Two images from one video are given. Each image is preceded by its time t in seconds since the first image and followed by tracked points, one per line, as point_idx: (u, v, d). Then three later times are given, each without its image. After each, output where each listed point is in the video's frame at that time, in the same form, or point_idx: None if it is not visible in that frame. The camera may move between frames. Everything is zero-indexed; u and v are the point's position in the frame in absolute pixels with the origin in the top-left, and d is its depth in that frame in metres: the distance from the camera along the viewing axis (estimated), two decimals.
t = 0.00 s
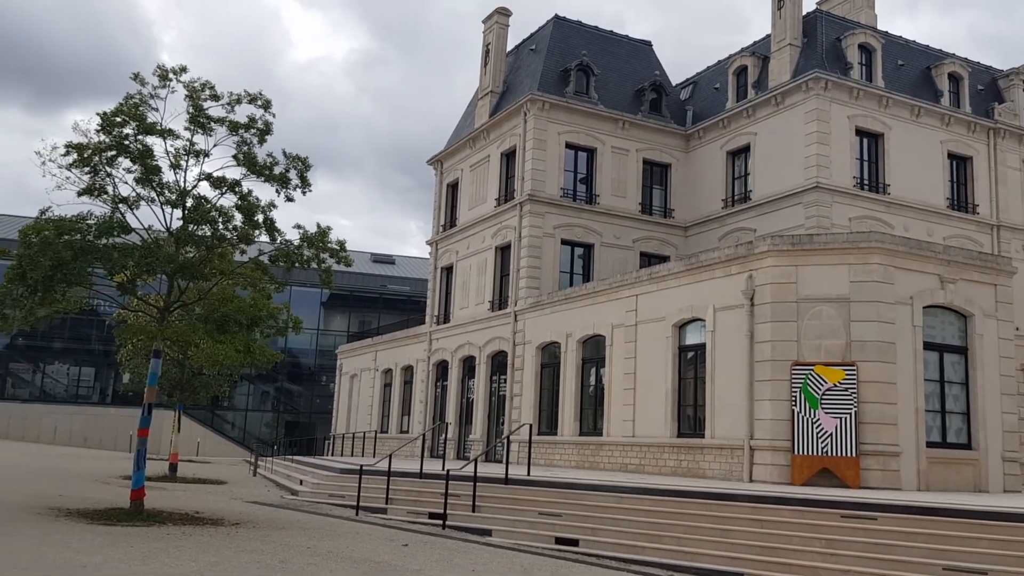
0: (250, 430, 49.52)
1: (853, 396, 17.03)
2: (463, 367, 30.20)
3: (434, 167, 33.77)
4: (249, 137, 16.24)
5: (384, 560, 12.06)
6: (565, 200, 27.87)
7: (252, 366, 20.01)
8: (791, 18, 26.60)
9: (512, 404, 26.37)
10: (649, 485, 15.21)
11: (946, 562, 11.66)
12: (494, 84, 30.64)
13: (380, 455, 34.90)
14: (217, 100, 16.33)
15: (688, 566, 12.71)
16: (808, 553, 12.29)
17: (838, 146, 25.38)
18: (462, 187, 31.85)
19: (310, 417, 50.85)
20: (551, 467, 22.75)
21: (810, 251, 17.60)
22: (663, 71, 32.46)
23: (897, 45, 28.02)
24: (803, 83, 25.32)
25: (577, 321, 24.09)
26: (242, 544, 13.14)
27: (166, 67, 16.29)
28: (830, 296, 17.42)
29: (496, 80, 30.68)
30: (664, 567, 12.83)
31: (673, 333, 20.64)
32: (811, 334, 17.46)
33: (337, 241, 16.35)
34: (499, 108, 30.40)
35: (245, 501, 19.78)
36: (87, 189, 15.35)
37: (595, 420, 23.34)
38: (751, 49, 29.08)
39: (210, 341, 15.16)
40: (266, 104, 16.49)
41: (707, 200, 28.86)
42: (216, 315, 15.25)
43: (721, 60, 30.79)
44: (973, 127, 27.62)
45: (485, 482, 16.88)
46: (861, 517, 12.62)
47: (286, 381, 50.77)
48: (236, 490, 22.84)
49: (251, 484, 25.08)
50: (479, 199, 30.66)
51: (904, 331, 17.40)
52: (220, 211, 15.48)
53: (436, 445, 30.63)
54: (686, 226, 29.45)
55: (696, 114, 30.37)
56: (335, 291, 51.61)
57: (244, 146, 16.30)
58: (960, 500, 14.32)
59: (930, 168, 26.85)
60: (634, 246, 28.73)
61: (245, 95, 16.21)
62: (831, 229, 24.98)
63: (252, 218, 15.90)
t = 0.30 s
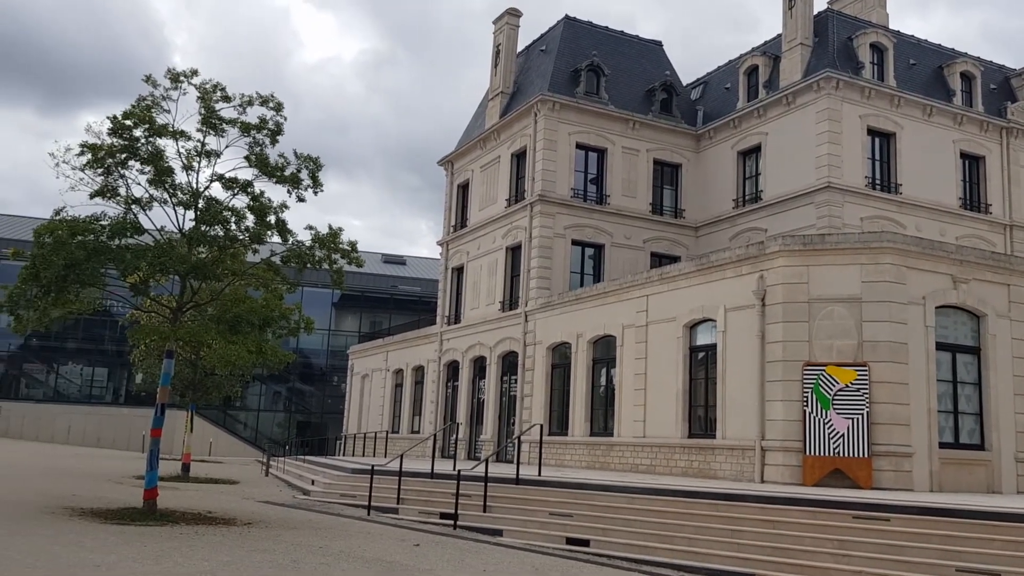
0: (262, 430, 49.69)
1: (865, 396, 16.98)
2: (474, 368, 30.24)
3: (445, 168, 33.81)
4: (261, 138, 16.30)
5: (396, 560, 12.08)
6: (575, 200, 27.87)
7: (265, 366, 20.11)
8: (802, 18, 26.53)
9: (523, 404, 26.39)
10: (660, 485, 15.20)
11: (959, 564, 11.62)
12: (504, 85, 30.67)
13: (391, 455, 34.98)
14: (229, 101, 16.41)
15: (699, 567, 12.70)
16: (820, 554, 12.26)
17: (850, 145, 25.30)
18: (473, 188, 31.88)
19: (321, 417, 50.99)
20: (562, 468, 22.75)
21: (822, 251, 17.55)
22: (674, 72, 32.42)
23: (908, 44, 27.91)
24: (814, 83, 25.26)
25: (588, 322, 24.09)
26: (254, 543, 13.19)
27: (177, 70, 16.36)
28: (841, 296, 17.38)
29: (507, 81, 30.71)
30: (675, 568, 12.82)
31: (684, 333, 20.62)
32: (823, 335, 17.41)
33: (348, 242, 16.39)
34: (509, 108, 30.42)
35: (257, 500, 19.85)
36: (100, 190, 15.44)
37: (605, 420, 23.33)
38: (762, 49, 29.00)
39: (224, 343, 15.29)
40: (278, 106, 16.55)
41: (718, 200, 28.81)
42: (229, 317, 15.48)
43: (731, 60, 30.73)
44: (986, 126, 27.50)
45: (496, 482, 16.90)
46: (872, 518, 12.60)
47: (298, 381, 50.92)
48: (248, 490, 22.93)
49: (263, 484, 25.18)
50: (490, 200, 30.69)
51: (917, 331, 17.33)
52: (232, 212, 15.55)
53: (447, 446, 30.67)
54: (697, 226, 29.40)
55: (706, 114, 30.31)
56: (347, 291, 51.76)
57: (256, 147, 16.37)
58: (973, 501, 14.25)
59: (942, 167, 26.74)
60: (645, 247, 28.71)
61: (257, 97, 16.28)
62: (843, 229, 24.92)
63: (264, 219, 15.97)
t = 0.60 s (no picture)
0: (269, 430, 49.78)
1: (872, 396, 16.96)
2: (481, 368, 30.25)
3: (451, 168, 33.84)
4: (268, 138, 16.34)
5: (404, 560, 12.10)
6: (582, 201, 27.87)
7: (273, 366, 20.16)
8: (808, 17, 26.49)
9: (530, 404, 26.40)
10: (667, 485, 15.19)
11: (967, 564, 11.60)
12: (510, 85, 30.69)
13: (398, 455, 35.03)
14: (236, 102, 16.45)
15: (706, 567, 12.69)
16: (828, 554, 12.26)
17: (857, 145, 25.25)
18: (479, 188, 31.90)
19: (329, 417, 51.07)
20: (568, 468, 22.76)
21: (829, 251, 17.53)
22: (680, 71, 32.40)
23: (916, 43, 27.84)
24: (821, 82, 25.21)
25: (595, 322, 24.08)
26: (262, 543, 13.23)
27: (183, 71, 16.40)
28: (849, 296, 17.35)
29: (513, 81, 30.72)
30: (682, 568, 12.82)
31: (690, 333, 20.60)
32: (830, 335, 17.39)
33: (355, 243, 16.42)
34: (516, 109, 30.43)
35: (265, 500, 19.91)
36: (108, 192, 15.50)
37: (612, 421, 23.32)
38: (768, 48, 28.95)
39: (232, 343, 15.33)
40: (284, 105, 16.59)
41: (725, 200, 28.79)
42: (236, 317, 15.53)
43: (738, 59, 30.70)
44: (993, 125, 27.43)
45: (503, 482, 16.92)
46: (880, 519, 12.58)
47: (305, 381, 50.99)
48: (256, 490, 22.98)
49: (271, 484, 25.22)
50: (497, 200, 30.70)
51: (924, 330, 17.30)
52: (240, 212, 15.59)
53: (454, 445, 30.70)
54: (704, 226, 29.38)
55: (713, 114, 30.29)
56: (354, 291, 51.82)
57: (263, 147, 16.41)
58: (981, 501, 14.22)
59: (950, 167, 26.67)
60: (651, 247, 28.70)
61: (263, 97, 16.33)
62: (850, 228, 24.88)
63: (271, 219, 16.01)
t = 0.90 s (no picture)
0: (278, 430, 49.90)
1: (882, 396, 16.92)
2: (489, 368, 30.27)
3: (460, 169, 33.86)
4: (277, 139, 16.40)
5: (413, 560, 12.12)
6: (590, 201, 27.87)
7: (282, 366, 20.23)
8: (817, 16, 26.44)
9: (538, 404, 26.41)
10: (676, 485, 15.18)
11: (978, 565, 11.57)
12: (519, 86, 30.71)
13: (407, 455, 35.08)
14: (245, 103, 16.51)
15: (715, 567, 12.69)
16: (837, 555, 12.24)
17: (866, 144, 25.18)
18: (488, 189, 31.92)
19: (338, 417, 51.17)
20: (577, 468, 22.77)
21: (838, 251, 17.50)
22: (688, 71, 32.36)
23: (925, 43, 27.75)
24: (830, 82, 25.16)
25: (603, 322, 24.08)
26: (272, 543, 13.27)
27: (191, 72, 16.45)
28: (858, 296, 17.32)
29: (521, 82, 30.74)
30: (691, 569, 12.82)
31: (699, 334, 20.58)
32: (839, 335, 17.35)
33: (364, 243, 16.45)
34: (524, 109, 30.45)
35: (275, 500, 19.97)
36: (119, 193, 15.57)
37: (621, 421, 23.31)
38: (777, 48, 28.89)
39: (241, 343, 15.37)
40: (293, 105, 16.64)
41: (733, 200, 28.75)
42: (246, 317, 15.59)
43: (746, 59, 30.66)
44: (1004, 125, 27.33)
45: (512, 482, 16.94)
46: (889, 520, 12.56)
47: (314, 382, 51.10)
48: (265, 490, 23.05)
49: (280, 484, 25.29)
50: (505, 200, 30.73)
51: (934, 331, 17.24)
52: (249, 213, 15.64)
53: (463, 445, 30.72)
54: (712, 226, 29.35)
55: (721, 114, 30.25)
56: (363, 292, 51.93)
57: (272, 148, 16.46)
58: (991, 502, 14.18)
59: (959, 166, 26.58)
60: (660, 247, 28.67)
61: (272, 97, 16.38)
62: (859, 228, 24.83)
63: (281, 220, 16.06)
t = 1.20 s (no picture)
0: (291, 430, 50.05)
1: (895, 397, 16.87)
2: (501, 368, 30.29)
3: (470, 170, 33.91)
4: (289, 141, 16.46)
5: (425, 560, 12.16)
6: (601, 201, 27.87)
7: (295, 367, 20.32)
8: (829, 16, 26.38)
9: (549, 405, 26.41)
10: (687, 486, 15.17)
11: (992, 566, 11.52)
12: (529, 87, 30.74)
13: (418, 456, 35.16)
14: (257, 104, 16.57)
15: (727, 568, 12.68)
16: (850, 556, 12.22)
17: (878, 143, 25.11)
18: (499, 190, 31.95)
19: (350, 418, 51.30)
20: (588, 469, 22.78)
21: (850, 251, 17.46)
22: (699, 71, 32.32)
23: (938, 42, 27.66)
24: (842, 81, 25.10)
25: (614, 323, 24.07)
26: (285, 543, 13.33)
27: (204, 74, 16.54)
28: (871, 296, 17.27)
29: (532, 83, 30.77)
30: (702, 569, 12.81)
31: (710, 334, 20.55)
32: (852, 335, 17.31)
33: (376, 244, 16.50)
34: (535, 110, 30.47)
35: (288, 500, 20.05)
36: (132, 194, 15.65)
37: (632, 422, 23.30)
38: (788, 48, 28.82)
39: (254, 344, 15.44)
40: (305, 107, 16.70)
41: (745, 200, 28.71)
42: (258, 318, 15.66)
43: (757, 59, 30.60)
44: (1017, 124, 27.20)
45: (524, 482, 16.97)
46: (902, 521, 12.53)
47: (326, 382, 51.23)
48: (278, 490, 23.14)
49: (292, 484, 25.38)
50: (516, 201, 30.75)
51: (947, 331, 17.18)
52: (261, 214, 15.71)
53: (474, 446, 30.76)
54: (723, 226, 29.31)
55: (732, 114, 30.20)
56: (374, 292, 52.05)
57: (284, 149, 16.53)
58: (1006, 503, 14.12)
59: (972, 166, 26.47)
60: (671, 247, 28.65)
61: (284, 99, 16.45)
62: (872, 228, 24.75)
63: (293, 221, 16.13)
